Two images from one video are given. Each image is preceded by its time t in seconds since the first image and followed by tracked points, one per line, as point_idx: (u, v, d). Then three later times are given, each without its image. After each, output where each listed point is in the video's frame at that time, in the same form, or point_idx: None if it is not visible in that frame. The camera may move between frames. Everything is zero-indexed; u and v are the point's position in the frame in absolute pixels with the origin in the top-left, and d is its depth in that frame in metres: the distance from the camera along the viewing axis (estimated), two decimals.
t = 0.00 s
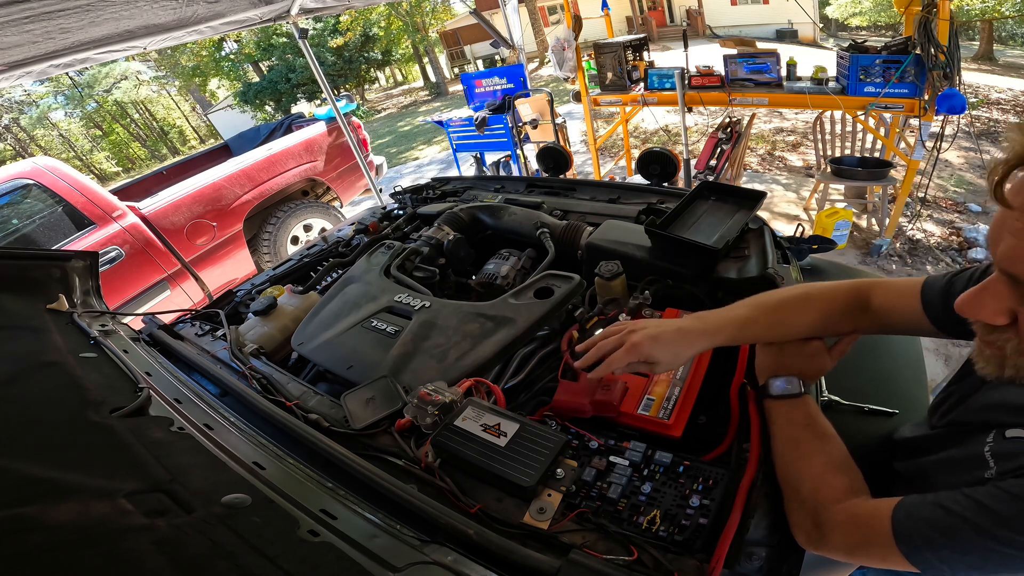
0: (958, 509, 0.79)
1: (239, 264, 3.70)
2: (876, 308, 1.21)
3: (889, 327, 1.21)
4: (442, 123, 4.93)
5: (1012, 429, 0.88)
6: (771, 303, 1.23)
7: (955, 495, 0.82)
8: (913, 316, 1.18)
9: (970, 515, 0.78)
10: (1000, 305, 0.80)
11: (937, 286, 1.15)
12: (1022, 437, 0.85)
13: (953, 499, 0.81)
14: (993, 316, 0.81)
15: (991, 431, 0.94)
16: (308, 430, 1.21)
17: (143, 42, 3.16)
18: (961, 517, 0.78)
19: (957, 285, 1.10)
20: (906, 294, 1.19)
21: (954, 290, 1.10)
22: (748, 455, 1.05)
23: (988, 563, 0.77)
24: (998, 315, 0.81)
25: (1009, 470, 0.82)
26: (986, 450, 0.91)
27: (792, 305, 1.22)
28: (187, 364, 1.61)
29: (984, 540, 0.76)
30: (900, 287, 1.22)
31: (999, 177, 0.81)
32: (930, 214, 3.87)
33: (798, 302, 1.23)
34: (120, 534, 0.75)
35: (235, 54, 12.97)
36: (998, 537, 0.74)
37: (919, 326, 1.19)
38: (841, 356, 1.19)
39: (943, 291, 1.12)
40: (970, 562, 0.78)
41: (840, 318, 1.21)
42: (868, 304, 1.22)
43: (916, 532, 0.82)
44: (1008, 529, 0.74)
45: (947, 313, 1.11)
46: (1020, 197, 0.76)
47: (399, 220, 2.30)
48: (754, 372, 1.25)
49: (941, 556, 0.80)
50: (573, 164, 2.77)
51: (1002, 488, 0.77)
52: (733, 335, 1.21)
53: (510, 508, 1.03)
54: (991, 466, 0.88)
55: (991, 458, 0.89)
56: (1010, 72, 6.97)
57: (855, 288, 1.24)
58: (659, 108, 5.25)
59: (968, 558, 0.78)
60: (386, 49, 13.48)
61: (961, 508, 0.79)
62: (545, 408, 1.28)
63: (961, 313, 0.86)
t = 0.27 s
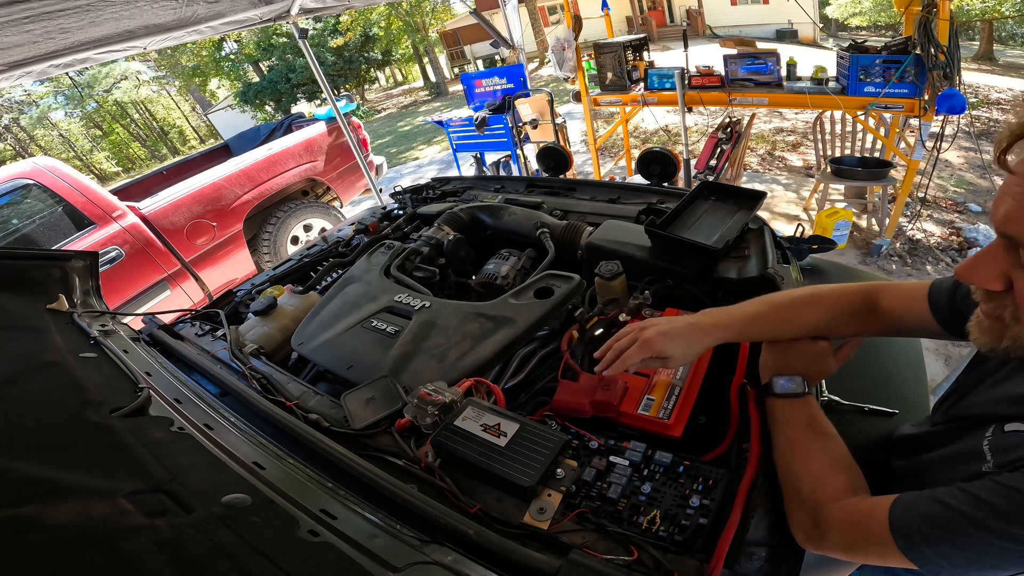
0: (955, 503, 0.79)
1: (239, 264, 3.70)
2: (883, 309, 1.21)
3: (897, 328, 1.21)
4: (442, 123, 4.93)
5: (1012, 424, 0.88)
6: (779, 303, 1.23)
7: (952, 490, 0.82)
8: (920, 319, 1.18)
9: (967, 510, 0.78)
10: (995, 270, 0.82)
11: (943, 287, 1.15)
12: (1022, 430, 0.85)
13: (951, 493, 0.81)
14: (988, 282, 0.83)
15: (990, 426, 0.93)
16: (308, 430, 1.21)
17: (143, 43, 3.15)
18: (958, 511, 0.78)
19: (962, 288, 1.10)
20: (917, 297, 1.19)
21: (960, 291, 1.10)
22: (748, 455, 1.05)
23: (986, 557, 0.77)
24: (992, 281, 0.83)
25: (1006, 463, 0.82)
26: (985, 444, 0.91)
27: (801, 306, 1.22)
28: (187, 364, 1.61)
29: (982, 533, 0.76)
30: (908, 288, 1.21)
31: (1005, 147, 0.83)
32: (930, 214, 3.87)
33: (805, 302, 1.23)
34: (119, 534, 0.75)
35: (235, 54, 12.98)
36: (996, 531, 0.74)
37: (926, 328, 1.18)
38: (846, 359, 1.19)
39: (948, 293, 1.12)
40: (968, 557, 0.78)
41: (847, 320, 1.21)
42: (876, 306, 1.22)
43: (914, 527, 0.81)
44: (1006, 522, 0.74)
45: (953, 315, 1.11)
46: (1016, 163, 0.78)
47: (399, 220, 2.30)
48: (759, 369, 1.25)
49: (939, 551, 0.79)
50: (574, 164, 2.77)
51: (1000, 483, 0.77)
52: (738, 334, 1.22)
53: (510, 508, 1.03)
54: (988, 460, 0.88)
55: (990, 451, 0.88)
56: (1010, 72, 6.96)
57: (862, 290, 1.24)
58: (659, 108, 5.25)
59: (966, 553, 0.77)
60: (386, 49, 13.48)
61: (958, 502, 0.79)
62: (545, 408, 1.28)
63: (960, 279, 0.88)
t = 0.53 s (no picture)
0: (954, 504, 0.79)
1: (239, 264, 3.70)
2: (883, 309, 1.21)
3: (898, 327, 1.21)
4: (442, 123, 4.93)
5: (1011, 424, 0.88)
6: (778, 307, 1.23)
7: (951, 490, 0.82)
8: (921, 317, 1.18)
9: (966, 510, 0.78)
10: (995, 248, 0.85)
11: (943, 286, 1.15)
12: (1021, 430, 0.85)
13: (950, 494, 0.81)
14: (987, 259, 0.87)
15: (990, 425, 0.93)
16: (308, 430, 1.21)
17: (143, 42, 3.15)
18: (957, 511, 0.78)
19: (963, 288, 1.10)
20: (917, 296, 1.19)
21: (960, 291, 1.11)
22: (748, 455, 1.05)
23: (986, 558, 0.77)
24: (992, 257, 0.86)
25: (1005, 464, 0.82)
26: (983, 444, 0.91)
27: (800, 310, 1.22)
28: (187, 364, 1.61)
29: (981, 534, 0.76)
30: (906, 288, 1.21)
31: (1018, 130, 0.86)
32: (930, 214, 3.87)
33: (805, 305, 1.22)
34: (120, 534, 0.75)
35: (235, 54, 12.98)
36: (996, 531, 0.74)
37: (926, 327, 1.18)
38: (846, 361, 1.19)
39: (948, 293, 1.13)
40: (967, 558, 0.78)
41: (848, 321, 1.21)
42: (876, 306, 1.22)
43: (913, 528, 0.81)
44: (1006, 522, 0.74)
45: (954, 315, 1.11)
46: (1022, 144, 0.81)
47: (399, 220, 2.30)
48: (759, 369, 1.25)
49: (939, 552, 0.79)
50: (573, 164, 2.77)
51: (1000, 483, 0.77)
52: (740, 338, 1.21)
53: (510, 508, 1.03)
54: (987, 461, 0.88)
55: (988, 452, 0.88)
56: (1010, 72, 6.96)
57: (861, 290, 1.24)
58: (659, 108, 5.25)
59: (966, 554, 0.77)
60: (386, 49, 13.48)
61: (957, 503, 0.79)
62: (545, 408, 1.28)
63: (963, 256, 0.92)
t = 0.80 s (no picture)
0: (950, 503, 0.79)
1: (239, 264, 3.70)
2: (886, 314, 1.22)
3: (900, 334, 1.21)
4: (442, 123, 4.93)
5: (1008, 421, 0.88)
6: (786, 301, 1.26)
7: (947, 489, 0.82)
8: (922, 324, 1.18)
9: (963, 509, 0.78)
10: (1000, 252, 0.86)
11: (943, 293, 1.16)
12: (1018, 428, 0.84)
13: (945, 493, 0.81)
14: (993, 261, 0.88)
15: (987, 423, 0.93)
16: (308, 430, 1.21)
17: (143, 42, 3.15)
18: (952, 510, 0.78)
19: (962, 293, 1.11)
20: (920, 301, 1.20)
21: (959, 296, 1.12)
22: (748, 455, 1.05)
23: (982, 559, 0.77)
24: (998, 261, 0.87)
25: (1003, 462, 0.82)
26: (981, 442, 0.91)
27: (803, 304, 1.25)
28: (187, 364, 1.62)
29: (978, 533, 0.76)
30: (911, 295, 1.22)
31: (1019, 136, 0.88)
32: (930, 214, 3.87)
33: (811, 301, 1.25)
34: (119, 534, 0.75)
35: (235, 54, 12.97)
36: (993, 531, 0.74)
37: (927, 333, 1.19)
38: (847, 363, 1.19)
39: (948, 298, 1.14)
40: (964, 558, 0.78)
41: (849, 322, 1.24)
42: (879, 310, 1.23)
43: (911, 528, 0.81)
44: (1002, 522, 0.74)
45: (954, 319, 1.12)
46: None
47: (399, 220, 2.30)
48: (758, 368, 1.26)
49: (936, 553, 0.79)
50: (573, 164, 2.77)
51: (995, 481, 0.77)
52: (742, 329, 1.24)
53: (510, 508, 1.03)
54: (984, 459, 0.88)
55: (985, 450, 0.88)
56: (1010, 72, 6.96)
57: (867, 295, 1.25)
58: (659, 108, 5.25)
59: (962, 554, 0.77)
60: (386, 49, 13.48)
61: (953, 502, 0.79)
62: (545, 408, 1.28)
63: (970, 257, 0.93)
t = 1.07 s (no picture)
0: (951, 506, 0.79)
1: (239, 264, 3.70)
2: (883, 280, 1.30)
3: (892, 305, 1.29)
4: (442, 122, 4.93)
5: (1011, 424, 0.88)
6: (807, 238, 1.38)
7: (948, 492, 0.82)
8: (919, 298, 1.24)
9: (963, 513, 0.78)
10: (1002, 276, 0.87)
11: (948, 272, 1.19)
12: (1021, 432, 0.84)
13: (946, 496, 0.81)
14: (996, 285, 0.89)
15: (990, 426, 0.93)
16: (308, 430, 1.21)
17: (143, 42, 3.15)
18: (953, 514, 0.78)
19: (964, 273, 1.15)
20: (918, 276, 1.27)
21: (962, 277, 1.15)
22: (748, 455, 1.05)
23: (981, 563, 0.77)
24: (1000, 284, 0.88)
25: (1005, 466, 0.82)
26: (984, 445, 0.91)
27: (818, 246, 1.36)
28: (187, 364, 1.62)
29: (979, 538, 0.76)
30: (914, 269, 1.29)
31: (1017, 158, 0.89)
32: (930, 214, 3.87)
33: (825, 249, 1.36)
34: (118, 534, 0.75)
35: (235, 53, 12.97)
36: (993, 536, 0.74)
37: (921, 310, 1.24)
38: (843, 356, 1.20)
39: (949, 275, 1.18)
40: (964, 561, 0.78)
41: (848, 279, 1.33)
42: (879, 276, 1.31)
43: (911, 531, 0.81)
44: (1003, 527, 0.74)
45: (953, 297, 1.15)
46: None
47: (399, 220, 2.30)
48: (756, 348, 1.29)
49: (936, 556, 0.79)
50: (574, 164, 2.77)
51: (996, 485, 0.77)
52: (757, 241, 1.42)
53: (510, 508, 1.03)
54: (988, 463, 0.88)
55: (988, 454, 0.89)
56: (1010, 72, 6.96)
57: (872, 259, 1.33)
58: (659, 108, 5.25)
59: (962, 558, 0.78)
60: (386, 49, 13.48)
61: (954, 505, 0.79)
62: (545, 408, 1.28)
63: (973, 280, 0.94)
